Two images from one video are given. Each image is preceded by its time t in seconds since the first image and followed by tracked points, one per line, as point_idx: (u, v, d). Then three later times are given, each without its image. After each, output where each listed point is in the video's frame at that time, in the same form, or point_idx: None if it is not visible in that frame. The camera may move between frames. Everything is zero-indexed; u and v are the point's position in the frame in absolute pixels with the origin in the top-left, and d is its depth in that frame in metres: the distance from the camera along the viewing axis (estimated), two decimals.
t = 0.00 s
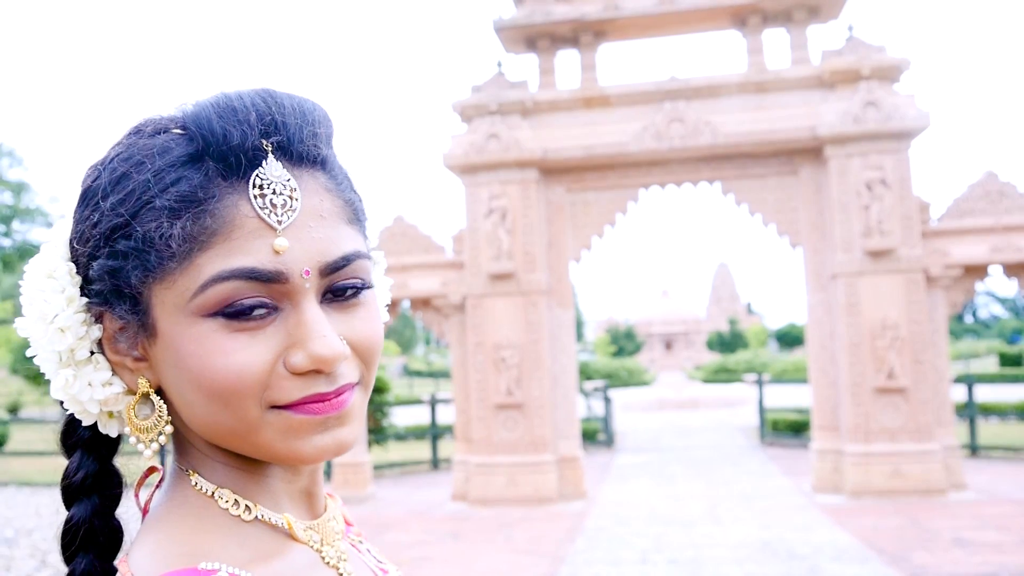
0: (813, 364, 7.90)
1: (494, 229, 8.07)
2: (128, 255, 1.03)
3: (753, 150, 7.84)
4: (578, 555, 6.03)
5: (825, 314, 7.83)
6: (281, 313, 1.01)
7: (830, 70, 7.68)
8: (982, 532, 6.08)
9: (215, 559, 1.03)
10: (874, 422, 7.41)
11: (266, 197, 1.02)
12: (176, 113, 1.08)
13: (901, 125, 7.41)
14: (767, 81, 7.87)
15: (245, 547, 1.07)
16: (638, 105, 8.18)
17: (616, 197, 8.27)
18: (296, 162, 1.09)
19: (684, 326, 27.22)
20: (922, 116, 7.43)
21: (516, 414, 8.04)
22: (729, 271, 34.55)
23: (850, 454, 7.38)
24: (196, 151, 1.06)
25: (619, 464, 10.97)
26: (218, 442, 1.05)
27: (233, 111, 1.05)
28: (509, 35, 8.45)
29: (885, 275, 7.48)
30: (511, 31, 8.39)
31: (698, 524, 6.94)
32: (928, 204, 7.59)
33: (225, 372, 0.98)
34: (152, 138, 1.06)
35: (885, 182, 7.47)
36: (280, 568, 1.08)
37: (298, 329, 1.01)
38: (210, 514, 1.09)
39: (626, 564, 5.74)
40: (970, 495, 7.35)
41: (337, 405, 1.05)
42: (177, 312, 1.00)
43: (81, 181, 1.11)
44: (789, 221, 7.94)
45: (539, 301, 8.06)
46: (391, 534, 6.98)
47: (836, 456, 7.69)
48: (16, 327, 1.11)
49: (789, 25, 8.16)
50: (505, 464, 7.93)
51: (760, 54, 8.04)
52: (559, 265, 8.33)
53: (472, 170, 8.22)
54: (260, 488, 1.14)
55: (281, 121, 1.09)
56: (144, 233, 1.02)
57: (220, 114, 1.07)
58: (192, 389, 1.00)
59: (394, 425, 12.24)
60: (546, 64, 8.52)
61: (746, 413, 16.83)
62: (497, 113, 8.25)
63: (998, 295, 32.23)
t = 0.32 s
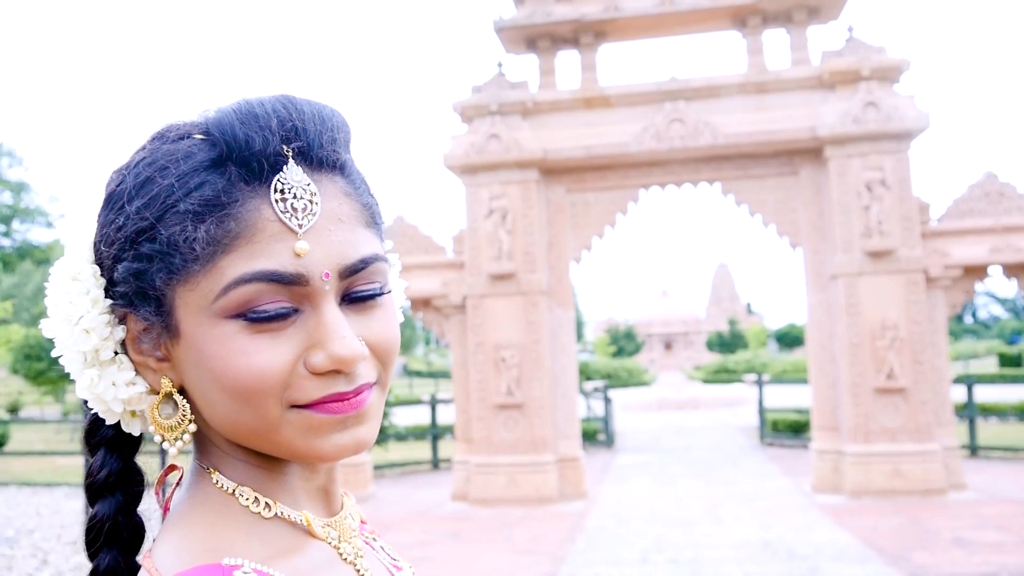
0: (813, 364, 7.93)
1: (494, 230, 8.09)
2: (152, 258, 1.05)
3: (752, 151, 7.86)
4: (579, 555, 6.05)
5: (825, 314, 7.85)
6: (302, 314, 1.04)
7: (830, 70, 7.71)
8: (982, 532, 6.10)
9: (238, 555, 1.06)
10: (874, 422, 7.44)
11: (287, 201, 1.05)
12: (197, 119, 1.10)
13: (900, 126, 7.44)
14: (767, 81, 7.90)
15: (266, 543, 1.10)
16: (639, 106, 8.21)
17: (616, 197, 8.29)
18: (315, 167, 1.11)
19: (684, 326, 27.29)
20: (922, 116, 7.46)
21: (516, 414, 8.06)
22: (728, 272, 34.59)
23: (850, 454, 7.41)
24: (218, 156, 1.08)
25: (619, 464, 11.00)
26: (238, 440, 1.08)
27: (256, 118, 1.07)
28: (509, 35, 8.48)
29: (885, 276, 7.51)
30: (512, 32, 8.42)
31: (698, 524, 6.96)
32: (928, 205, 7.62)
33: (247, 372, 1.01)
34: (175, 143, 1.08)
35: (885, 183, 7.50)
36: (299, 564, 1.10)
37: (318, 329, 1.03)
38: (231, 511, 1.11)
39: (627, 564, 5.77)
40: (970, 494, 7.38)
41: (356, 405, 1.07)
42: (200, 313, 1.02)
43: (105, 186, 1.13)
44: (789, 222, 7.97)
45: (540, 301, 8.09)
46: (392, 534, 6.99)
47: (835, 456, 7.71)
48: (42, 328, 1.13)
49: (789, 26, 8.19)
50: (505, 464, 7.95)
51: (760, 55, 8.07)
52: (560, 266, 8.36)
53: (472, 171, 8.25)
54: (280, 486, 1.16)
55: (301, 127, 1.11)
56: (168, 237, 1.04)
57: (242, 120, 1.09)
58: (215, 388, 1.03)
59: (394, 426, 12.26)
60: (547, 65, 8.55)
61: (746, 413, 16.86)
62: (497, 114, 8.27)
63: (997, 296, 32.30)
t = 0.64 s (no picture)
0: (813, 364, 7.96)
1: (495, 230, 8.12)
2: (178, 260, 1.08)
3: (752, 151, 7.89)
4: (579, 554, 6.08)
5: (824, 314, 7.89)
6: (324, 315, 1.06)
7: (830, 70, 7.74)
8: (981, 532, 6.13)
9: (262, 548, 1.08)
10: (873, 422, 7.47)
11: (310, 205, 1.08)
12: (222, 125, 1.13)
13: (900, 126, 7.47)
14: (767, 82, 7.93)
15: (288, 537, 1.13)
16: (639, 106, 8.24)
17: (616, 197, 8.33)
18: (337, 171, 1.14)
19: (684, 326, 27.37)
20: (922, 117, 7.49)
21: (517, 414, 8.09)
22: (728, 272, 34.64)
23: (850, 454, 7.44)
24: (241, 161, 1.12)
25: (619, 463, 11.03)
26: (262, 437, 1.11)
27: (280, 123, 1.11)
28: (510, 36, 8.50)
29: (885, 276, 7.55)
30: (512, 32, 8.44)
31: (698, 523, 6.98)
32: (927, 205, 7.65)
33: (272, 371, 1.03)
34: (200, 148, 1.12)
35: (885, 183, 7.54)
36: (321, 558, 1.14)
37: (340, 329, 1.06)
38: (255, 506, 1.14)
39: (628, 563, 5.80)
40: (969, 494, 7.41)
41: (376, 402, 1.10)
42: (226, 314, 1.05)
43: (132, 190, 1.16)
44: (788, 222, 8.01)
45: (540, 301, 8.12)
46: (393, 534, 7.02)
47: (835, 455, 7.74)
48: (70, 327, 1.17)
49: (789, 27, 8.22)
50: (506, 464, 7.98)
51: (760, 55, 8.10)
52: (560, 266, 8.39)
53: (473, 171, 8.28)
54: (301, 482, 1.19)
55: (323, 131, 1.15)
56: (194, 239, 1.07)
57: (266, 125, 1.13)
58: (240, 387, 1.06)
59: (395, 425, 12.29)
60: (547, 65, 8.58)
61: (745, 412, 16.90)
62: (498, 114, 8.30)
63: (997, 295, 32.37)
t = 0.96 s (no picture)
0: (813, 364, 7.99)
1: (495, 230, 8.15)
2: (207, 260, 1.11)
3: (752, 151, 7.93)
4: (580, 554, 6.11)
5: (824, 314, 7.92)
6: (349, 314, 1.09)
7: (830, 71, 7.77)
8: (980, 531, 6.16)
9: (288, 542, 1.11)
10: (873, 422, 7.50)
11: (337, 207, 1.11)
12: (250, 129, 1.17)
13: (900, 127, 7.50)
14: (766, 82, 7.96)
15: (312, 532, 1.16)
16: (639, 106, 8.27)
17: (616, 198, 8.36)
18: (362, 174, 1.18)
19: (683, 326, 27.43)
20: (921, 118, 7.52)
21: (517, 414, 8.12)
22: (727, 272, 34.68)
23: (849, 454, 7.47)
24: (269, 164, 1.15)
25: (618, 463, 11.07)
26: (287, 434, 1.13)
27: (307, 128, 1.14)
28: (510, 36, 8.53)
29: (884, 276, 7.58)
30: (513, 33, 8.47)
31: (698, 523, 7.01)
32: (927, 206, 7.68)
33: (299, 368, 1.06)
34: (229, 152, 1.15)
35: (884, 183, 7.57)
36: (344, 551, 1.17)
37: (365, 328, 1.09)
38: (278, 502, 1.17)
39: (628, 563, 5.83)
40: (968, 494, 7.44)
41: (399, 400, 1.13)
42: (254, 313, 1.08)
43: (161, 192, 1.19)
44: (787, 222, 8.04)
45: (540, 301, 8.15)
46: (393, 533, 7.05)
47: (834, 456, 7.77)
48: (98, 325, 1.20)
49: (789, 27, 8.26)
50: (505, 464, 8.01)
51: (760, 56, 8.13)
52: (560, 266, 8.42)
53: (473, 171, 8.30)
54: (323, 477, 1.22)
55: (349, 136, 1.18)
56: (223, 240, 1.10)
57: (294, 130, 1.16)
58: (267, 384, 1.09)
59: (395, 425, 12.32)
60: (547, 65, 8.61)
61: (745, 412, 16.95)
62: (498, 114, 8.32)
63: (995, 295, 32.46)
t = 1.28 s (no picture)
0: (812, 365, 8.02)
1: (495, 230, 8.17)
2: (235, 261, 1.14)
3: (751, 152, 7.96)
4: (580, 554, 6.14)
5: (823, 314, 7.95)
6: (373, 313, 1.12)
7: (829, 72, 7.80)
8: (979, 531, 6.20)
9: (315, 536, 1.14)
10: (872, 422, 7.54)
11: (361, 209, 1.14)
12: (276, 133, 1.20)
13: (899, 128, 7.54)
14: (766, 83, 7.99)
15: (337, 526, 1.18)
16: (639, 107, 8.30)
17: (616, 198, 8.39)
18: (385, 177, 1.21)
19: (682, 326, 27.48)
20: (920, 118, 7.55)
21: (517, 414, 8.15)
22: (727, 272, 34.74)
23: (849, 454, 7.50)
24: (295, 167, 1.18)
25: (618, 463, 11.10)
26: (312, 430, 1.16)
27: (333, 132, 1.17)
28: (511, 37, 8.56)
29: (884, 277, 7.61)
30: (513, 33, 8.49)
31: (698, 523, 7.04)
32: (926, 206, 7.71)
33: (324, 365, 1.09)
34: (255, 155, 1.18)
35: (883, 184, 7.60)
36: (368, 544, 1.20)
37: (389, 326, 1.12)
38: (304, 497, 1.19)
39: (629, 562, 5.86)
40: (966, 494, 7.47)
41: (421, 396, 1.16)
42: (281, 312, 1.10)
43: (189, 195, 1.22)
44: (787, 223, 8.07)
45: (540, 301, 8.18)
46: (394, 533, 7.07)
47: (833, 456, 7.80)
48: (126, 325, 1.22)
49: (788, 28, 8.29)
50: (506, 464, 8.03)
51: (760, 56, 8.15)
52: (560, 266, 8.45)
53: (473, 171, 8.33)
54: (346, 472, 1.25)
55: (372, 139, 1.21)
56: (251, 241, 1.13)
57: (319, 133, 1.19)
58: (293, 381, 1.11)
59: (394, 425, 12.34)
60: (547, 66, 8.64)
61: (744, 412, 16.99)
62: (498, 115, 8.34)
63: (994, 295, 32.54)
